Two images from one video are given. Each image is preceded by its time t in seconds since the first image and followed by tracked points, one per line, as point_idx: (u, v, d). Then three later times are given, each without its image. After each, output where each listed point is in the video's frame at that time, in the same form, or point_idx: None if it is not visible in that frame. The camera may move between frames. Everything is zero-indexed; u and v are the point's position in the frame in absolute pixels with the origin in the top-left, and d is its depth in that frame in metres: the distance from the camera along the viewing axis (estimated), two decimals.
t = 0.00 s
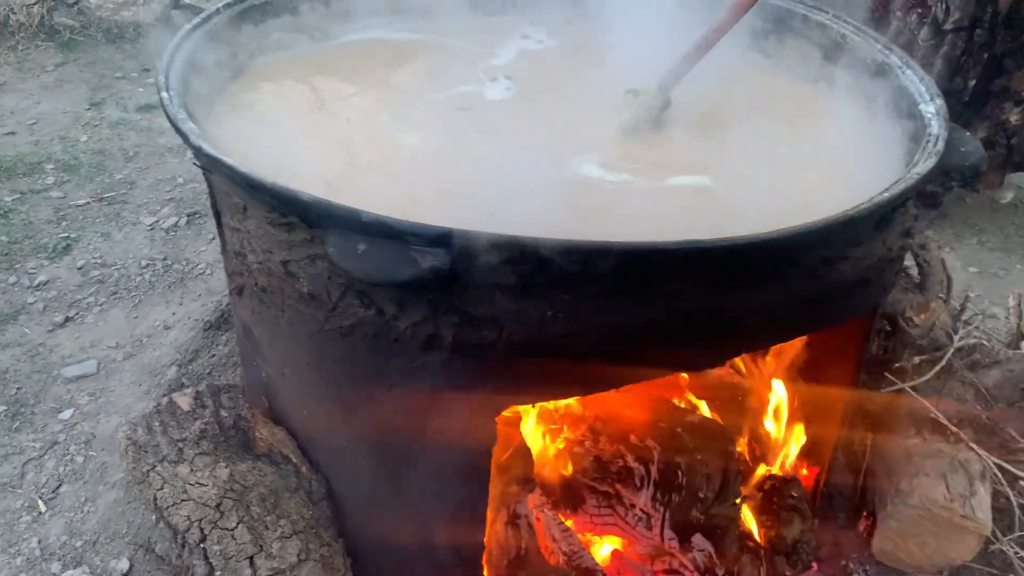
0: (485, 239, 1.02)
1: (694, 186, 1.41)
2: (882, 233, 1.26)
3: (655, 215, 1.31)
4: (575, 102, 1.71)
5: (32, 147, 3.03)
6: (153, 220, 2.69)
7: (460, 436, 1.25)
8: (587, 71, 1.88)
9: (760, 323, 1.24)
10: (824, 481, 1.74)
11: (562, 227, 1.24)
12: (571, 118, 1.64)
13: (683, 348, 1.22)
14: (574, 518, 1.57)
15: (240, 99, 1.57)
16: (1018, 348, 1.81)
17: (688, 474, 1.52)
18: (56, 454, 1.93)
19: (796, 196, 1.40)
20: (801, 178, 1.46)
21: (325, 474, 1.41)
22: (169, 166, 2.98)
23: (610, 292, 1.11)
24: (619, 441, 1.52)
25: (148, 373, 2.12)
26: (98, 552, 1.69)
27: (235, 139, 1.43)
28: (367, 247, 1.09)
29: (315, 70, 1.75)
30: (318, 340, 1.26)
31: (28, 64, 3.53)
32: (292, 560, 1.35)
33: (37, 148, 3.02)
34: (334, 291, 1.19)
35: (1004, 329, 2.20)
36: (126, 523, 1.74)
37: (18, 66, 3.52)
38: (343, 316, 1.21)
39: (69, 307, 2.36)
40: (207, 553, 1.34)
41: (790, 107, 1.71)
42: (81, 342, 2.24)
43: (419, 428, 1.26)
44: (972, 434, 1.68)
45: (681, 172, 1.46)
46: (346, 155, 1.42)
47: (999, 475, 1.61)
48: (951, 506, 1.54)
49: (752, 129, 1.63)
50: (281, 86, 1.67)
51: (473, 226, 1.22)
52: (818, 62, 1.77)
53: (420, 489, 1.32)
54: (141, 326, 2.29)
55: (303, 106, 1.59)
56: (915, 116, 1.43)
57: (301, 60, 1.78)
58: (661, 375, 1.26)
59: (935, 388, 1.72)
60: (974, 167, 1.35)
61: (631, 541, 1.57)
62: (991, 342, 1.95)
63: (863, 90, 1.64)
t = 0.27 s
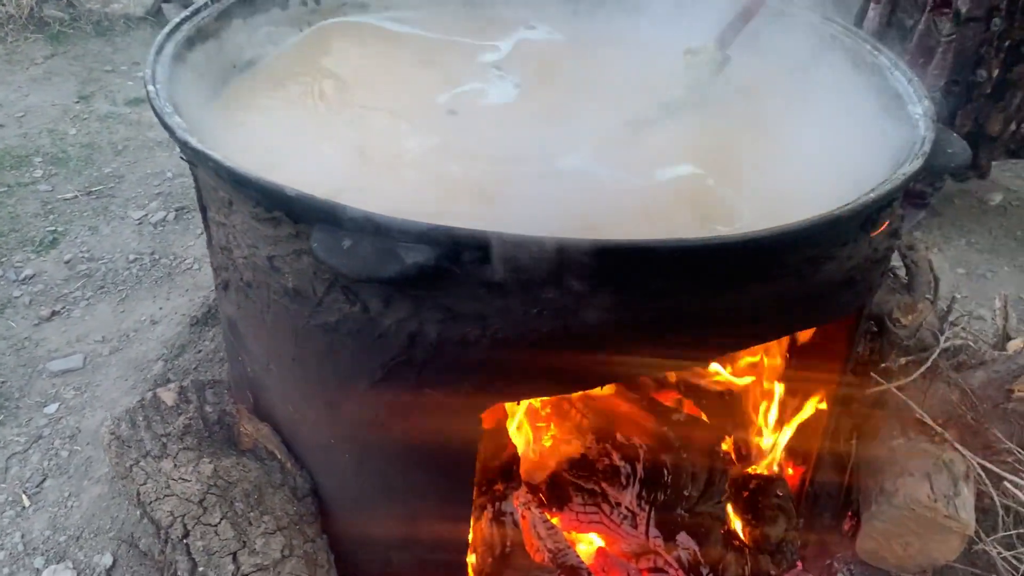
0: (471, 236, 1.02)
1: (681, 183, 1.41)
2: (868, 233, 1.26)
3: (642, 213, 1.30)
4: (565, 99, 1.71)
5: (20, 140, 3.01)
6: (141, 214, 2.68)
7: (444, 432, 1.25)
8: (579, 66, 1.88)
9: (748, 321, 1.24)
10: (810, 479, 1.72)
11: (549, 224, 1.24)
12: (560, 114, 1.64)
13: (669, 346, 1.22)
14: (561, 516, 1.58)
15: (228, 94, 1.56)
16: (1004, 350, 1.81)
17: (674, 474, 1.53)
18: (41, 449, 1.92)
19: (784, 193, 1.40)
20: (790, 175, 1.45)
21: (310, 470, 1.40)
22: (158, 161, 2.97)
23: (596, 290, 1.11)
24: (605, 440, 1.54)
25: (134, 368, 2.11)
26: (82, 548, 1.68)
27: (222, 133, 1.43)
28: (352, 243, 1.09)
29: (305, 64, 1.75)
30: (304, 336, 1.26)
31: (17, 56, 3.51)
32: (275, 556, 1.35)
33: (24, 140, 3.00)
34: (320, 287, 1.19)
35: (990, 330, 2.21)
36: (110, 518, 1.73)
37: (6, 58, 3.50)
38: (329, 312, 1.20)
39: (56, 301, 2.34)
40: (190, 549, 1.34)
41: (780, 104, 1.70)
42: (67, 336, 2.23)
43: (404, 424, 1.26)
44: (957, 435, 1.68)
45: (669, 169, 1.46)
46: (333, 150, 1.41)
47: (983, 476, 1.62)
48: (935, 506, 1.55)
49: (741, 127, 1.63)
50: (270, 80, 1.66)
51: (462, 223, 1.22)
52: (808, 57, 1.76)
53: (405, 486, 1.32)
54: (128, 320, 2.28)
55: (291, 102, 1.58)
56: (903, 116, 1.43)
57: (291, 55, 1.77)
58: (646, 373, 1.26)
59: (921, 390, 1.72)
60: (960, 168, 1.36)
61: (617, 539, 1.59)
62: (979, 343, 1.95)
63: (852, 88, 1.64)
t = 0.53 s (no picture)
0: (463, 240, 1.02)
1: (677, 191, 1.42)
2: (859, 242, 1.27)
3: (633, 219, 1.31)
4: (562, 105, 1.71)
5: (16, 134, 3.01)
6: (137, 210, 2.68)
7: (436, 434, 1.25)
8: (575, 70, 1.89)
9: (737, 329, 1.25)
10: (799, 483, 1.70)
11: (544, 231, 1.24)
12: (556, 119, 1.65)
13: (660, 352, 1.23)
14: (550, 517, 1.58)
15: (224, 95, 1.57)
16: (994, 358, 1.83)
17: (664, 476, 1.53)
18: (33, 444, 1.92)
19: (775, 201, 1.41)
20: (782, 183, 1.46)
21: (301, 471, 1.40)
22: (154, 156, 2.97)
23: (587, 295, 1.12)
24: (595, 442, 1.51)
25: (127, 364, 2.11)
26: (72, 544, 1.68)
27: (218, 134, 1.43)
28: (344, 245, 1.10)
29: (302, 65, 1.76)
30: (297, 336, 1.26)
31: (14, 50, 3.51)
32: (264, 556, 1.37)
33: (20, 134, 3.00)
34: (312, 289, 1.19)
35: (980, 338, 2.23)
36: (102, 514, 1.73)
37: (3, 51, 3.49)
38: (321, 313, 1.21)
39: (50, 296, 2.34)
40: (180, 548, 1.37)
41: (778, 110, 1.71)
42: (60, 331, 2.23)
43: (395, 427, 1.26)
44: (944, 442, 1.70)
45: (662, 175, 1.46)
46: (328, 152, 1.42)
47: (969, 484, 1.64)
48: (922, 514, 1.58)
49: (738, 134, 1.63)
50: (267, 80, 1.67)
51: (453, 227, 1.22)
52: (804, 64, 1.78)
53: (395, 487, 1.33)
54: (122, 316, 2.28)
55: (289, 104, 1.58)
56: (898, 127, 1.44)
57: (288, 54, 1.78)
58: (636, 378, 1.26)
59: (910, 396, 1.73)
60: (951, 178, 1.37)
61: (605, 541, 1.59)
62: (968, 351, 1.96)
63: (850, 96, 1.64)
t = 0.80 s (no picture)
0: (458, 248, 1.03)
1: (671, 200, 1.43)
2: (851, 254, 1.28)
3: (626, 227, 1.33)
4: (558, 112, 1.72)
5: (15, 130, 3.01)
6: (135, 208, 2.69)
7: (428, 438, 1.26)
8: (572, 77, 1.90)
9: (728, 338, 1.25)
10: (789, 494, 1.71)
11: (538, 238, 1.25)
12: (552, 125, 1.66)
13: (652, 361, 1.23)
14: (541, 523, 1.58)
15: (224, 93, 1.58)
16: (987, 370, 1.83)
17: (655, 484, 1.55)
18: (28, 441, 1.93)
19: (767, 210, 1.42)
20: (775, 193, 1.47)
21: (293, 473, 1.41)
22: (154, 154, 2.97)
23: (580, 304, 1.12)
24: (588, 448, 1.54)
25: (123, 362, 2.11)
26: (65, 541, 1.69)
27: (216, 132, 1.44)
28: (340, 251, 1.10)
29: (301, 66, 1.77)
30: (292, 339, 1.27)
31: (15, 45, 3.52)
32: (256, 557, 1.37)
33: (20, 130, 3.01)
34: (307, 293, 1.20)
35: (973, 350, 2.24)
36: (95, 513, 1.74)
37: (4, 47, 3.50)
38: (316, 317, 1.22)
39: (47, 293, 2.35)
40: (173, 549, 1.36)
41: (773, 121, 1.72)
42: (57, 328, 2.24)
43: (388, 431, 1.27)
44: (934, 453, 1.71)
45: (656, 182, 1.48)
46: (325, 155, 1.43)
47: (959, 495, 1.64)
48: (911, 524, 1.58)
49: (732, 144, 1.64)
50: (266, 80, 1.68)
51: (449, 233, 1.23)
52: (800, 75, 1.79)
53: (387, 492, 1.33)
54: (119, 314, 2.28)
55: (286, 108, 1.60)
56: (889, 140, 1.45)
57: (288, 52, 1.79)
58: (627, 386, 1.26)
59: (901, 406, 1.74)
60: (944, 192, 1.38)
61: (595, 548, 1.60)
62: (961, 363, 1.97)
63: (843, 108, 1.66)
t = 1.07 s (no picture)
0: (450, 275, 1.03)
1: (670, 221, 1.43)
2: (844, 282, 1.28)
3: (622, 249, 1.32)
4: (557, 129, 1.72)
5: (16, 133, 3.02)
6: (134, 214, 2.69)
7: (420, 460, 1.26)
8: (571, 94, 1.91)
9: (721, 365, 1.26)
10: (782, 512, 1.70)
11: (534, 263, 1.25)
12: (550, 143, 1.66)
13: (645, 387, 1.24)
14: (534, 540, 1.58)
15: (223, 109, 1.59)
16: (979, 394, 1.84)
17: (647, 505, 1.55)
18: (23, 449, 1.93)
19: (765, 233, 1.42)
20: (772, 215, 1.47)
21: (286, 491, 1.42)
22: (154, 159, 2.98)
23: (573, 330, 1.13)
24: (581, 467, 1.54)
25: (119, 371, 2.12)
26: (59, 552, 1.70)
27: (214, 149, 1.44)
28: (334, 274, 1.11)
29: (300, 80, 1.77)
30: (286, 359, 1.27)
31: (17, 47, 3.52)
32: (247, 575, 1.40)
33: (21, 134, 3.01)
34: (302, 313, 1.20)
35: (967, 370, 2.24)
36: (88, 523, 1.74)
37: (6, 49, 3.50)
38: (310, 338, 1.22)
39: (45, 299, 2.35)
40: (165, 564, 1.40)
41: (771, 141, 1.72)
42: (54, 335, 2.24)
43: (380, 452, 1.28)
44: (927, 475, 1.71)
45: (653, 204, 1.48)
46: (322, 172, 1.43)
47: (950, 519, 1.64)
48: (903, 547, 1.58)
49: (731, 165, 1.64)
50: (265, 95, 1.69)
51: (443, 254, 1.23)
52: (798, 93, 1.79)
53: (379, 511, 1.34)
54: (116, 321, 2.29)
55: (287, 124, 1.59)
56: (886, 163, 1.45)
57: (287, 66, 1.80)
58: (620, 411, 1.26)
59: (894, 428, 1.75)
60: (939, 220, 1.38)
61: (586, 566, 1.60)
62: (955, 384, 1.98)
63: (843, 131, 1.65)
